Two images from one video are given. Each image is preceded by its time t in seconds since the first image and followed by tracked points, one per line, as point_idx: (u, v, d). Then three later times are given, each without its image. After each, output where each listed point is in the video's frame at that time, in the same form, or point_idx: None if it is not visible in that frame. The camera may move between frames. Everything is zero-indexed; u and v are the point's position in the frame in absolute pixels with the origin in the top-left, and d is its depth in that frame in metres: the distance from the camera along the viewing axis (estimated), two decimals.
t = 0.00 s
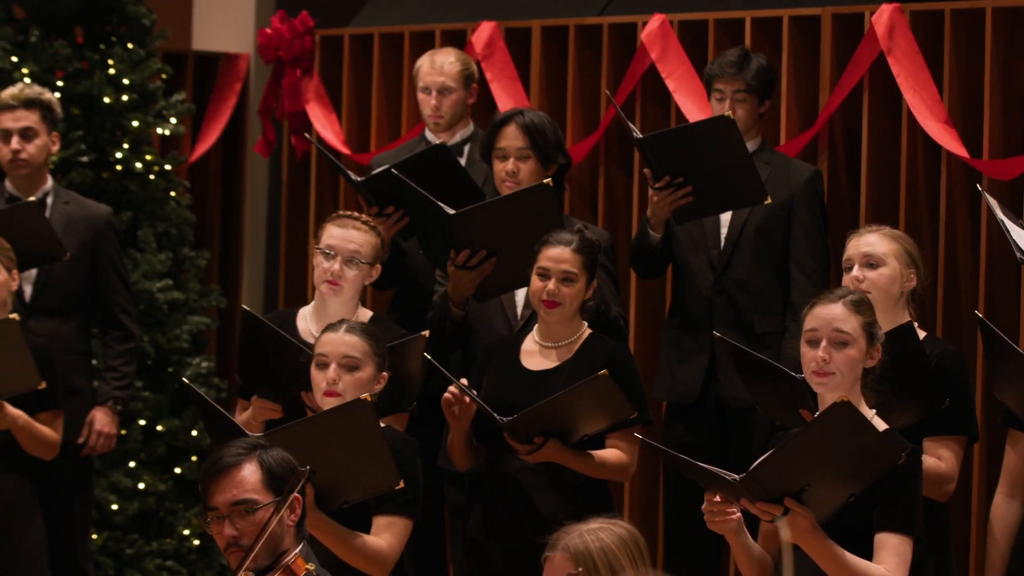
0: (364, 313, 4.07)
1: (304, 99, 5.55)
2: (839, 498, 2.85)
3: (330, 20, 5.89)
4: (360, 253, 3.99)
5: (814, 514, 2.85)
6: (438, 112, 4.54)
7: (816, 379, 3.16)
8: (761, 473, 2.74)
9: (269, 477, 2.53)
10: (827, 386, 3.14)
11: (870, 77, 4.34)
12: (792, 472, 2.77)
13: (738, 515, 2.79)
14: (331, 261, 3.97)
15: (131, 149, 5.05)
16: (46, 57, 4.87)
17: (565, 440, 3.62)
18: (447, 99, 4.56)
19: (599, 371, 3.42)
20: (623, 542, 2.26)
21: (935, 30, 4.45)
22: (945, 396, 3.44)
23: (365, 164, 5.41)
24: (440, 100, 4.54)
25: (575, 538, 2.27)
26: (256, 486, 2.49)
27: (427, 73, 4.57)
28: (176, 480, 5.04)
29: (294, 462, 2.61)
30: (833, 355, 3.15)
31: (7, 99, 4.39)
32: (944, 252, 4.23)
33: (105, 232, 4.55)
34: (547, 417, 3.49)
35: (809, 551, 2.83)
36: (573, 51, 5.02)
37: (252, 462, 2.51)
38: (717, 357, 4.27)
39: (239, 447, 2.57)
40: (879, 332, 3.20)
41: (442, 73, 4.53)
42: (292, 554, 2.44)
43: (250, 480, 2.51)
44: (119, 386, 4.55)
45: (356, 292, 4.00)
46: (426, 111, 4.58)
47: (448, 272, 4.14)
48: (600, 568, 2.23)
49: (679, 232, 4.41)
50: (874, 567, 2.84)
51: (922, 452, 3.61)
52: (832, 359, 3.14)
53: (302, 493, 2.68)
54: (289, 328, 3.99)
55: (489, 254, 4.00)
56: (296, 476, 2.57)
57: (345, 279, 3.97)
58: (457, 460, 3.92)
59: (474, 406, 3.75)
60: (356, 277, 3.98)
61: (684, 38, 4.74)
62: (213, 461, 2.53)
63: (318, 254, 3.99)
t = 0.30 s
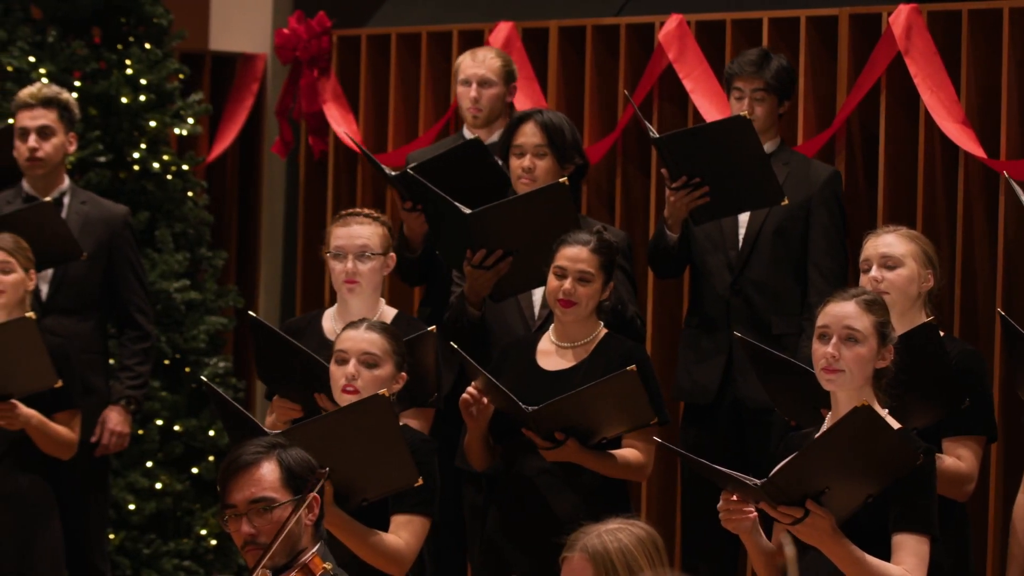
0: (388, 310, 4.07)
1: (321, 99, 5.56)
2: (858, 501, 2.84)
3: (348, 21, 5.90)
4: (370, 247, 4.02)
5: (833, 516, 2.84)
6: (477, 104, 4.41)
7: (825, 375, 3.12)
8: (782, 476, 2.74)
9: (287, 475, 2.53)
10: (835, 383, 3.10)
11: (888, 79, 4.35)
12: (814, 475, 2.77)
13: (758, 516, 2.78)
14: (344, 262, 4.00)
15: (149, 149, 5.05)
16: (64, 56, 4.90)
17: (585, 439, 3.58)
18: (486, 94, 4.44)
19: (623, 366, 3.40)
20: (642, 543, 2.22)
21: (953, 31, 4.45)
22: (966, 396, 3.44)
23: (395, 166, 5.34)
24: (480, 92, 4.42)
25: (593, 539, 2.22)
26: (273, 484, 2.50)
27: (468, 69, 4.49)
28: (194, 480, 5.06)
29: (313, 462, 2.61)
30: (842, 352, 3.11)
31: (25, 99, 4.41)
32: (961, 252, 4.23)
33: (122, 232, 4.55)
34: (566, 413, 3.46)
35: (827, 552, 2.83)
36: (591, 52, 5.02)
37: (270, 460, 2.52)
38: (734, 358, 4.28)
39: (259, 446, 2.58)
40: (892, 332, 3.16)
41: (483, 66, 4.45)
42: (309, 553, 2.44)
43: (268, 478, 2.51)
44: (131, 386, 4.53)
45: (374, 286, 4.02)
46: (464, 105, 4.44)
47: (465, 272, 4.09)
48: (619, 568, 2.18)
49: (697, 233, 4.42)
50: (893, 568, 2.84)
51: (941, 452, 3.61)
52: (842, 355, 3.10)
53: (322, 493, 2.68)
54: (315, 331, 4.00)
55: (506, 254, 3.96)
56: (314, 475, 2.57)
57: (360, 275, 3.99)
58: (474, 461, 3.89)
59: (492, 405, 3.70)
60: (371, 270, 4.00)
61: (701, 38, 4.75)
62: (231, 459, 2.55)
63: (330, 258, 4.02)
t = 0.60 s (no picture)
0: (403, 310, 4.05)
1: (339, 99, 5.59)
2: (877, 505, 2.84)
3: (365, 20, 5.92)
4: (372, 248, 4.00)
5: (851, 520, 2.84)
6: (514, 106, 4.42)
7: (835, 378, 3.11)
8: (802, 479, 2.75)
9: (302, 477, 2.54)
10: (846, 385, 3.09)
11: (905, 79, 4.37)
12: (831, 479, 2.76)
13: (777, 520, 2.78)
14: (350, 269, 3.98)
15: (166, 149, 5.06)
16: (81, 57, 4.90)
17: (603, 437, 3.58)
18: (523, 97, 4.46)
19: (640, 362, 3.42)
20: (659, 544, 2.27)
21: (971, 32, 4.45)
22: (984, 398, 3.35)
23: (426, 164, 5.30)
24: (517, 96, 4.44)
25: (610, 539, 2.28)
26: (289, 487, 2.51)
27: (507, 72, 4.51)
28: (211, 481, 5.06)
29: (326, 463, 2.61)
30: (852, 352, 3.10)
31: (44, 100, 4.39)
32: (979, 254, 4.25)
33: (139, 232, 4.55)
34: (583, 408, 3.45)
35: (846, 557, 2.83)
36: (609, 52, 5.03)
37: (285, 463, 2.52)
38: (751, 360, 4.29)
39: (272, 448, 2.59)
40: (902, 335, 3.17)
41: (521, 69, 4.47)
42: (326, 554, 2.44)
43: (283, 479, 2.52)
44: (149, 386, 4.53)
45: (385, 287, 4.00)
46: (502, 108, 4.46)
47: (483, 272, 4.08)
48: (636, 568, 2.24)
49: (715, 234, 4.43)
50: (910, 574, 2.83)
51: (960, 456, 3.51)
52: (852, 355, 3.09)
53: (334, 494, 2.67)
54: (332, 334, 4.00)
55: (526, 255, 3.95)
56: (325, 477, 2.57)
57: (369, 279, 3.97)
58: (489, 462, 3.85)
59: (509, 407, 3.69)
60: (379, 271, 3.98)
61: (719, 39, 4.76)
62: (245, 462, 2.55)
63: (337, 267, 4.00)
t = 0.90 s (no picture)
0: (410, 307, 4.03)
1: (355, 100, 5.63)
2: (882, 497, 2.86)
3: (381, 22, 5.96)
4: (372, 247, 4.00)
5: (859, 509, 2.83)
6: (550, 105, 4.45)
7: (850, 379, 3.10)
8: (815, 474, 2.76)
9: (319, 478, 2.52)
10: (861, 386, 3.08)
11: (921, 79, 4.42)
12: (840, 470, 2.77)
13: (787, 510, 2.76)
14: (354, 270, 3.98)
15: (183, 149, 5.11)
16: (98, 57, 4.93)
17: (614, 434, 3.53)
18: (558, 97, 4.48)
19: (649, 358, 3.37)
20: (664, 545, 2.22)
21: (986, 33, 4.47)
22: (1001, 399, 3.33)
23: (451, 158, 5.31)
24: (553, 94, 4.47)
25: (615, 543, 2.23)
26: (305, 487, 2.48)
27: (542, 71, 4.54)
28: (226, 481, 5.07)
29: (343, 464, 2.59)
30: (867, 350, 3.09)
31: (63, 100, 4.41)
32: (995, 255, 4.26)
33: (157, 232, 4.56)
34: (592, 407, 3.41)
35: (855, 548, 2.79)
36: (625, 54, 5.06)
37: (301, 463, 2.50)
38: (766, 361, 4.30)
39: (290, 447, 2.56)
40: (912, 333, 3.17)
41: (555, 68, 4.49)
42: (341, 555, 2.43)
43: (299, 480, 2.50)
44: (167, 386, 4.56)
45: (389, 287, 3.99)
46: (538, 108, 4.49)
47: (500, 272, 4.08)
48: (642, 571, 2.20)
49: (732, 236, 4.44)
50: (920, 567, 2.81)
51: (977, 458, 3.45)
52: (867, 352, 3.08)
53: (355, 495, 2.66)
54: (341, 331, 4.02)
55: (542, 255, 3.91)
56: (344, 479, 2.56)
57: (372, 279, 3.96)
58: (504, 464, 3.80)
59: (521, 409, 3.66)
60: (382, 270, 3.98)
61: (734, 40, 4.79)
62: (262, 462, 2.53)
63: (341, 269, 4.01)
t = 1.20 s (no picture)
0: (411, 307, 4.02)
1: (370, 101, 5.69)
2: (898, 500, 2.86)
3: (396, 24, 5.98)
4: (367, 255, 3.98)
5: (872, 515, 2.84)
6: (571, 109, 4.45)
7: (856, 379, 3.12)
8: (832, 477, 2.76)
9: (331, 482, 2.52)
10: (866, 386, 3.10)
11: (936, 81, 4.44)
12: (852, 476, 2.77)
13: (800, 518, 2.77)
14: (351, 278, 3.96)
15: (199, 150, 5.11)
16: (113, 58, 4.96)
17: (627, 438, 3.53)
18: (578, 99, 4.49)
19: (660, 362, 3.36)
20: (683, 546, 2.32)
21: (1002, 35, 4.47)
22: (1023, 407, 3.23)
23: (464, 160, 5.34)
24: (573, 98, 4.47)
25: (634, 542, 2.32)
26: (318, 492, 2.48)
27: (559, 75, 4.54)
28: (242, 482, 5.09)
29: (355, 467, 2.59)
30: (872, 350, 3.13)
31: (85, 100, 4.43)
32: (1010, 259, 4.27)
33: (173, 236, 4.56)
34: (605, 410, 3.40)
35: (867, 555, 2.81)
36: (641, 55, 5.08)
37: (314, 467, 2.50)
38: (782, 364, 4.31)
39: (302, 451, 2.56)
40: (920, 336, 3.20)
41: (573, 72, 4.49)
42: (357, 558, 2.46)
43: (312, 484, 2.50)
44: (180, 389, 4.56)
45: (387, 291, 3.96)
46: (559, 112, 4.49)
47: (518, 275, 4.11)
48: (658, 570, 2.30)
49: (749, 239, 4.44)
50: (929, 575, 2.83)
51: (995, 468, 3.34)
52: (871, 352, 3.12)
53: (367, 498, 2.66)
54: (342, 337, 4.03)
55: (561, 257, 3.96)
56: (356, 484, 2.56)
57: (369, 286, 3.94)
58: (518, 467, 3.81)
59: (534, 413, 3.66)
60: (379, 276, 3.96)
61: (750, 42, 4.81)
62: (275, 468, 2.53)
63: (338, 278, 3.99)
